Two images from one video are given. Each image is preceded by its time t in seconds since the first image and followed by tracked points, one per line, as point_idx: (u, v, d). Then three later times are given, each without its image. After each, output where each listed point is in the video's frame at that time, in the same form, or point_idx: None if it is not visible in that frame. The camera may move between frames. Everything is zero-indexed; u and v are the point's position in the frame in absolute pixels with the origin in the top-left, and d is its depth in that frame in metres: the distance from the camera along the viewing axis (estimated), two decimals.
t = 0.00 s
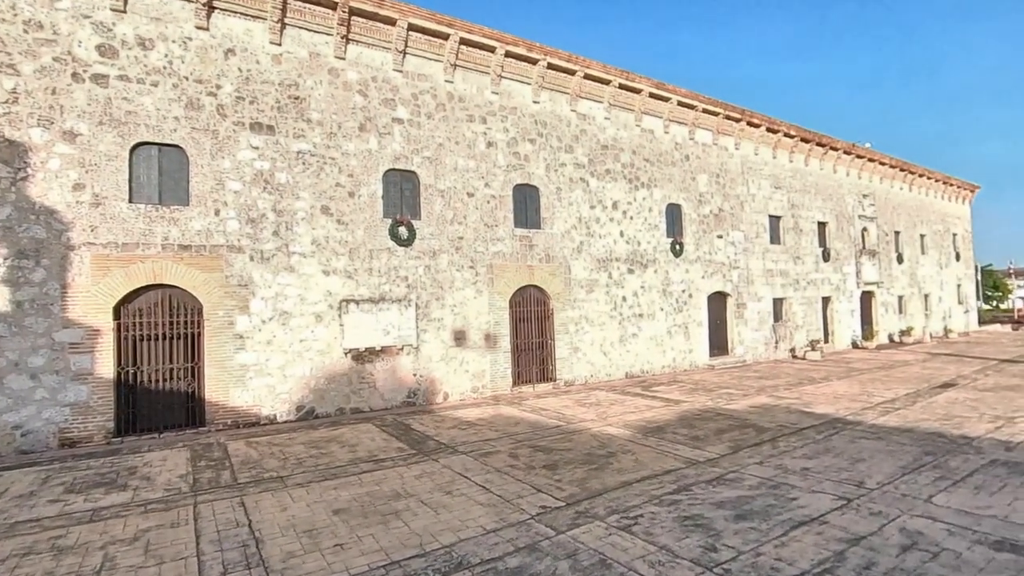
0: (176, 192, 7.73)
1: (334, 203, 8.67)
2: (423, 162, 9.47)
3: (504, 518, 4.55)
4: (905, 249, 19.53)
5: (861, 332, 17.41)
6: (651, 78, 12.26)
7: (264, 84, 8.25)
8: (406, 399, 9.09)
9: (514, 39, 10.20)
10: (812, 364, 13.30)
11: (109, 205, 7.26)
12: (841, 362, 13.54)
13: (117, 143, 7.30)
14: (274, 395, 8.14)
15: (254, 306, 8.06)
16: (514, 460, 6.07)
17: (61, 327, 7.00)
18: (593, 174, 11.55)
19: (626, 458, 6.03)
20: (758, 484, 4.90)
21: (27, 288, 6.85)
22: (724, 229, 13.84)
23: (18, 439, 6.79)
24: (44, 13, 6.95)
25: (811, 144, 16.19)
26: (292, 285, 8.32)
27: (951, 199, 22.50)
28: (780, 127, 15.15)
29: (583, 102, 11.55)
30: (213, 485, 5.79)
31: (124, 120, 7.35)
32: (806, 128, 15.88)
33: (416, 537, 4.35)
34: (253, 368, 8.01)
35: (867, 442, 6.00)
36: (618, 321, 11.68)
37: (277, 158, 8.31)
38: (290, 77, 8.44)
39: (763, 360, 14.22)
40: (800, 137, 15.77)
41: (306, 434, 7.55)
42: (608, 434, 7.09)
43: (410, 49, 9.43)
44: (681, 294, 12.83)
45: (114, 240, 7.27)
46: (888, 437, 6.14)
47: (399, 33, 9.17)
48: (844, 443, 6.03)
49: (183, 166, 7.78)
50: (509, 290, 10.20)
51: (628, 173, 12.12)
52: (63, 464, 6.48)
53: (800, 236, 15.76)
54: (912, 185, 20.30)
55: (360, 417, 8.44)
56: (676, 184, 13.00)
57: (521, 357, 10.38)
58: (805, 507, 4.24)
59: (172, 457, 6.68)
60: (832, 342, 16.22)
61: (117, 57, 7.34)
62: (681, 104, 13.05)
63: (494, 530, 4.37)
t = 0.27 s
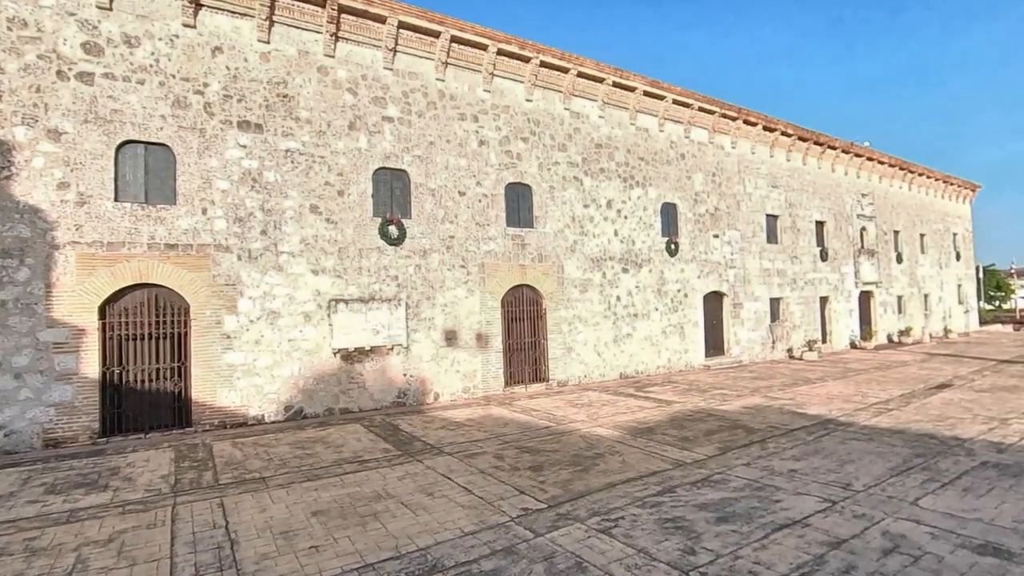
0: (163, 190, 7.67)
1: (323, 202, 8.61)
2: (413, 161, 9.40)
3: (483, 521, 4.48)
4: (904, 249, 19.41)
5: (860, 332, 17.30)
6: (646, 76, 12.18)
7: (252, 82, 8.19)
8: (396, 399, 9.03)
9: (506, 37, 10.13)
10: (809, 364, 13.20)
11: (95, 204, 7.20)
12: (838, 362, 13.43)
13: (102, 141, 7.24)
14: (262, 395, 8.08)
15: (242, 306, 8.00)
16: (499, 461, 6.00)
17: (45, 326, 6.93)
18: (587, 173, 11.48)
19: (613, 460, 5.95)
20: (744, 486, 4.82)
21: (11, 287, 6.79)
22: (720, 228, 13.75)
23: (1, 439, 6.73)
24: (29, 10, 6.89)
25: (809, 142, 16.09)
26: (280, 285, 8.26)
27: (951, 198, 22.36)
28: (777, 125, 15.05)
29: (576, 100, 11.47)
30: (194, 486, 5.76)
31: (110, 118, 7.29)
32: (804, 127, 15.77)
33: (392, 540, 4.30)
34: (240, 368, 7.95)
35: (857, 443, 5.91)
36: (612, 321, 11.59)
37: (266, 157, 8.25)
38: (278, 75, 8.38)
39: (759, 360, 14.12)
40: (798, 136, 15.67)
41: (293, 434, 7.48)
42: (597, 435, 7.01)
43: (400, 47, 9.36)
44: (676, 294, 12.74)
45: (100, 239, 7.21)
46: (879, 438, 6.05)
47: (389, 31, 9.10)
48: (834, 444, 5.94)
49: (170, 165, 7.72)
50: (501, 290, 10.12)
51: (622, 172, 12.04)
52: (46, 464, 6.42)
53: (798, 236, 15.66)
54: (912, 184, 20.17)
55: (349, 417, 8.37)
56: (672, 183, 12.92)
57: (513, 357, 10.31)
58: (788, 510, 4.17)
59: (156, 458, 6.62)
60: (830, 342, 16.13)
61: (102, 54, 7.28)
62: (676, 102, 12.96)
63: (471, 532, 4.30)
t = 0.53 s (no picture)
0: (151, 190, 7.63)
1: (313, 202, 8.56)
2: (404, 161, 9.36)
3: (462, 523, 4.42)
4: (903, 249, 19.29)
5: (858, 332, 17.20)
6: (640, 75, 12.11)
7: (241, 81, 8.16)
8: (386, 400, 8.98)
9: (498, 35, 10.07)
10: (805, 365, 13.11)
11: (81, 204, 7.15)
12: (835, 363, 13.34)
13: (89, 141, 7.21)
14: (251, 396, 8.04)
15: (230, 306, 7.96)
16: (485, 463, 5.94)
17: (31, 327, 6.89)
18: (581, 172, 11.41)
19: (600, 461, 5.88)
20: (729, 488, 4.76)
21: None
22: (716, 228, 13.67)
23: None
24: (15, 9, 6.86)
25: (806, 142, 15.99)
26: (269, 285, 8.22)
27: (951, 197, 22.23)
28: (774, 124, 14.96)
29: (570, 99, 11.41)
30: (177, 487, 5.70)
31: (97, 118, 7.26)
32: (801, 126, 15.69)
33: (369, 543, 4.25)
34: (229, 368, 7.91)
35: (847, 445, 5.83)
36: (606, 321, 11.53)
37: (255, 157, 8.20)
38: (268, 75, 8.34)
39: (756, 361, 14.03)
40: (795, 135, 15.58)
41: (281, 435, 7.43)
42: (586, 436, 6.95)
43: (391, 46, 9.32)
44: (672, 294, 12.67)
45: (86, 239, 7.16)
46: (869, 440, 5.97)
47: (379, 29, 9.05)
48: (824, 446, 5.87)
49: (158, 164, 7.68)
50: (493, 290, 10.07)
51: (616, 172, 11.98)
52: (30, 465, 6.38)
53: (795, 236, 15.57)
54: (911, 183, 20.06)
55: (338, 418, 8.33)
56: (667, 182, 12.85)
57: (505, 358, 10.25)
58: (771, 513, 4.10)
59: (141, 459, 6.58)
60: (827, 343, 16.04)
61: (89, 54, 7.25)
62: (671, 101, 12.89)
63: (450, 535, 4.25)
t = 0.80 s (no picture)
0: (140, 190, 7.62)
1: (304, 201, 8.55)
2: (396, 160, 9.34)
3: (443, 524, 4.39)
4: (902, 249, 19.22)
5: (856, 333, 17.13)
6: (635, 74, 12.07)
7: (231, 81, 8.15)
8: (378, 400, 8.95)
9: (490, 34, 10.04)
10: (801, 365, 13.05)
11: (70, 204, 7.14)
12: (831, 363, 13.28)
13: (78, 140, 7.20)
14: (241, 396, 8.02)
15: (220, 306, 7.94)
16: (470, 463, 5.90)
17: (19, 327, 6.87)
18: (574, 172, 11.38)
19: (586, 462, 5.84)
20: (713, 489, 4.71)
21: None
22: (712, 228, 13.62)
23: None
24: (2, 9, 6.85)
25: (804, 141, 15.93)
26: (259, 285, 8.21)
27: (951, 197, 22.14)
28: (770, 123, 14.91)
29: (564, 99, 11.38)
30: (161, 487, 5.68)
31: (85, 117, 7.25)
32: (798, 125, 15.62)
33: (348, 543, 4.23)
34: (218, 368, 7.89)
35: (835, 445, 5.79)
36: (600, 322, 11.49)
37: (245, 156, 8.19)
38: (258, 74, 8.34)
39: (752, 361, 13.98)
40: (792, 135, 15.52)
41: (270, 435, 7.42)
42: (574, 437, 6.91)
43: (383, 46, 9.30)
44: (667, 294, 12.63)
45: (75, 239, 7.15)
46: (859, 441, 5.92)
47: (371, 29, 9.04)
48: (812, 446, 5.82)
49: (147, 164, 7.66)
50: (485, 290, 10.04)
51: (611, 171, 11.94)
52: (17, 465, 6.36)
53: (792, 235, 15.51)
54: (910, 182, 19.97)
55: (329, 418, 8.30)
56: (662, 182, 12.80)
57: (498, 358, 10.22)
58: (753, 513, 4.06)
59: (129, 459, 6.57)
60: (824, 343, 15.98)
61: (78, 54, 7.24)
62: (666, 101, 12.85)
63: (429, 535, 4.23)
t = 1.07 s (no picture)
0: (130, 191, 7.60)
1: (295, 203, 8.53)
2: (387, 161, 9.32)
3: (425, 527, 4.36)
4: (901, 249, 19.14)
5: (854, 333, 17.06)
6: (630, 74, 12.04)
7: (222, 82, 8.14)
8: (369, 401, 8.93)
9: (483, 35, 10.01)
10: (798, 366, 13.00)
11: (59, 205, 7.13)
12: (828, 364, 13.23)
13: (67, 142, 7.19)
14: (231, 398, 8.00)
15: (210, 307, 7.92)
16: (457, 466, 5.87)
17: (8, 328, 6.85)
18: (569, 172, 11.35)
19: (574, 464, 5.81)
20: (697, 492, 4.68)
21: None
22: (708, 228, 13.58)
23: None
24: None
25: (801, 141, 15.88)
26: (250, 286, 8.19)
27: (951, 196, 22.04)
28: (767, 123, 14.86)
29: (558, 99, 11.35)
30: (147, 490, 5.66)
31: (75, 119, 7.24)
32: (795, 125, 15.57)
33: (329, 545, 4.20)
34: (209, 370, 7.87)
35: (824, 447, 5.75)
36: (595, 322, 11.45)
37: (236, 158, 8.18)
38: (249, 75, 8.32)
39: (748, 362, 13.94)
40: (789, 134, 15.47)
41: (259, 437, 7.40)
42: (564, 438, 6.88)
43: (374, 46, 9.28)
44: (662, 295, 12.59)
45: (64, 241, 7.14)
46: (848, 443, 5.87)
47: (362, 29, 9.02)
48: (801, 449, 5.77)
49: (138, 165, 7.65)
50: (478, 291, 10.01)
51: (605, 172, 11.91)
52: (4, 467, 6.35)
53: (789, 236, 15.46)
54: (909, 182, 19.89)
55: (320, 420, 8.29)
56: (657, 182, 12.77)
57: (491, 359, 10.19)
58: (735, 517, 4.02)
59: (117, 461, 6.55)
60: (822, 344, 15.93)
61: (67, 55, 7.24)
62: (662, 101, 12.81)
63: (410, 538, 4.20)
